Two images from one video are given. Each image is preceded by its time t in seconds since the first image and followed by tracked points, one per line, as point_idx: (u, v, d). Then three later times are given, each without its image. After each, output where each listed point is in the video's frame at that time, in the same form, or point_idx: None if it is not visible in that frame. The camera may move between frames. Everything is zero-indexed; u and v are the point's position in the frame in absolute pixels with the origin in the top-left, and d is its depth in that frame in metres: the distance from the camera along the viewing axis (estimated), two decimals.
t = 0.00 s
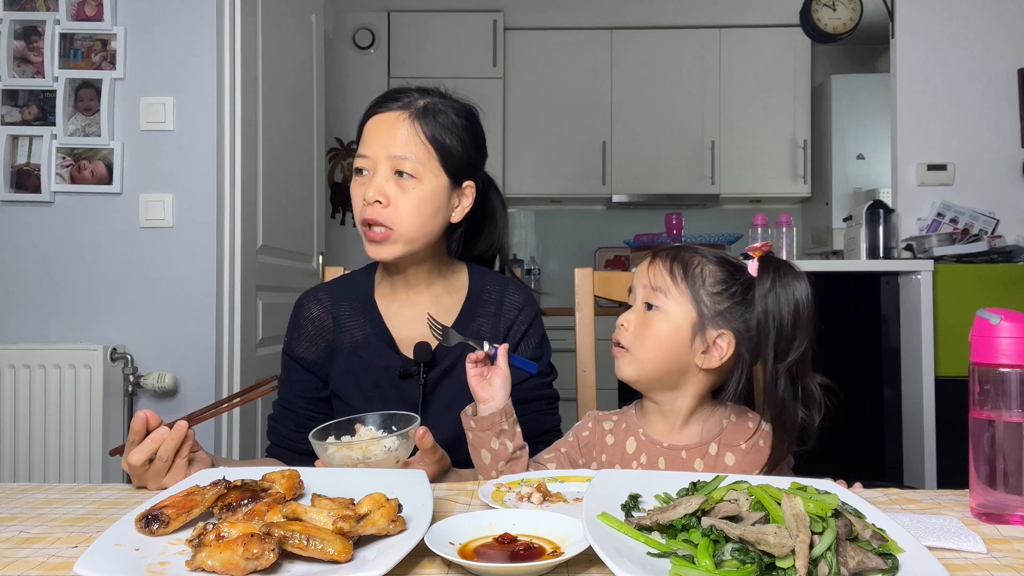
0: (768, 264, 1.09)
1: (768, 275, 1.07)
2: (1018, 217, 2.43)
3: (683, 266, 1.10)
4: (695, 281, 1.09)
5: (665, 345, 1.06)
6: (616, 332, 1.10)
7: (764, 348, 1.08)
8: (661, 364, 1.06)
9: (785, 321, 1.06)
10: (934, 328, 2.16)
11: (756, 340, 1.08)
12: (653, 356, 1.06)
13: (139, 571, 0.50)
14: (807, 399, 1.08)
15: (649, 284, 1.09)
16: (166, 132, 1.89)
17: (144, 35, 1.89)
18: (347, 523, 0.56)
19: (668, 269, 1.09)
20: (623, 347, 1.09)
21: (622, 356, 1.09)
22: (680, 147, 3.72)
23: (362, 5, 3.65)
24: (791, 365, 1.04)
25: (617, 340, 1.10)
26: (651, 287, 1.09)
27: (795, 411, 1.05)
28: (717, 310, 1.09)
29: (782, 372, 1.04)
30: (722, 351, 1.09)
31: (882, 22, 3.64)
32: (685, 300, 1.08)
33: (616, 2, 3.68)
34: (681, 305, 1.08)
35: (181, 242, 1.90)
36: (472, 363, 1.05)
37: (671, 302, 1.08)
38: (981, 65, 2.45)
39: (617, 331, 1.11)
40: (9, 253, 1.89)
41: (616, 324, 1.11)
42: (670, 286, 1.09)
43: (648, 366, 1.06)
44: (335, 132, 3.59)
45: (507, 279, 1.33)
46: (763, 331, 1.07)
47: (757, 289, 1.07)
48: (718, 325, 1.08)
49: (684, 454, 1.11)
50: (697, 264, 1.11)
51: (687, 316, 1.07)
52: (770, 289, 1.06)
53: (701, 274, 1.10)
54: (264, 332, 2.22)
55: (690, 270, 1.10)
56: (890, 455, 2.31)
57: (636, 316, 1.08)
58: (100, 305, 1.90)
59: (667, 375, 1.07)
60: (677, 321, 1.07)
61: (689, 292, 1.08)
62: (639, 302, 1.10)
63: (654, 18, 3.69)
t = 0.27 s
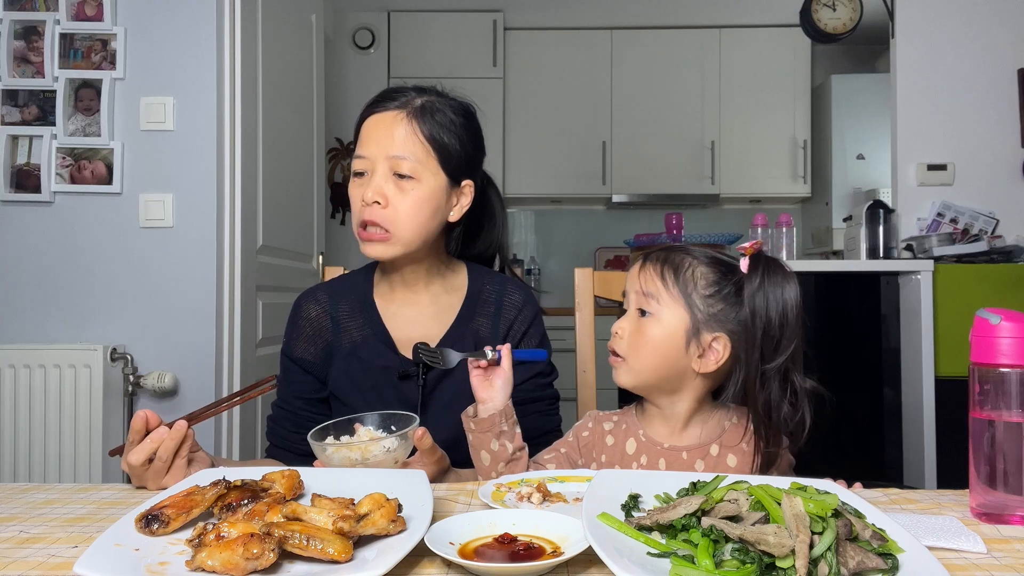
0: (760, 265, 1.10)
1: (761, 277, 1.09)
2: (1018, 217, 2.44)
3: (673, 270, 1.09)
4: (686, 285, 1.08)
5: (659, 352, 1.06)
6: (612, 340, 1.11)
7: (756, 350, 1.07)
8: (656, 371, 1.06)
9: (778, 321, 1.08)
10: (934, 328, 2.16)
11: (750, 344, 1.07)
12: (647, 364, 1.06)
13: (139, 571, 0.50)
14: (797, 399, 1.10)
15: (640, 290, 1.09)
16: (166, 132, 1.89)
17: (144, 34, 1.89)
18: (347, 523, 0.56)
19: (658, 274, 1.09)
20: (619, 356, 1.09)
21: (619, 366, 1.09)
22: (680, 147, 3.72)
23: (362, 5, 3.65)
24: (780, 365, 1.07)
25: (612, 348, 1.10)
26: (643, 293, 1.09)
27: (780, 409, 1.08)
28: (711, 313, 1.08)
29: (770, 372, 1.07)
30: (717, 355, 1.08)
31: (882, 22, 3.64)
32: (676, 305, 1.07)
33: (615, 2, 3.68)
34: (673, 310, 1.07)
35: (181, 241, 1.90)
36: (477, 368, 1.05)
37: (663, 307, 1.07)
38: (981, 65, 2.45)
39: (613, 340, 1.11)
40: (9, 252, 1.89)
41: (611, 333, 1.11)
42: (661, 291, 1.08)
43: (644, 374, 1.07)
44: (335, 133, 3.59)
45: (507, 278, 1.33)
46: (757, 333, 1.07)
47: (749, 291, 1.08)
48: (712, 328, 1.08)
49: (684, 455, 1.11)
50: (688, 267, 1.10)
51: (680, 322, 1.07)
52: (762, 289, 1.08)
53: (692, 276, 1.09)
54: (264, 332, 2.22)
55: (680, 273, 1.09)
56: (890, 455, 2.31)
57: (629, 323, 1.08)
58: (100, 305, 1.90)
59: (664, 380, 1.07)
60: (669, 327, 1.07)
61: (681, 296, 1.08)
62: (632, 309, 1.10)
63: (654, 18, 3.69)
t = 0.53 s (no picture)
0: (742, 260, 1.12)
1: (742, 271, 1.11)
2: (1018, 217, 2.44)
3: (659, 273, 1.09)
4: (673, 287, 1.08)
5: (653, 357, 1.06)
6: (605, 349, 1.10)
7: (743, 346, 1.09)
8: (653, 376, 1.06)
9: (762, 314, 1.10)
10: (934, 328, 2.16)
11: (737, 340, 1.09)
12: (642, 370, 1.06)
13: (139, 571, 0.50)
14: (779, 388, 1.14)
15: (629, 296, 1.09)
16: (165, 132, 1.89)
17: (143, 34, 1.89)
18: (347, 523, 0.56)
19: (644, 278, 1.09)
20: (614, 364, 1.09)
21: (614, 374, 1.09)
22: (680, 147, 3.72)
23: (362, 5, 3.65)
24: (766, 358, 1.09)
25: (606, 357, 1.10)
26: (631, 299, 1.09)
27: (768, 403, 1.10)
28: (701, 313, 1.08)
29: (755, 368, 1.09)
30: (710, 354, 1.08)
31: (882, 22, 3.64)
32: (666, 308, 1.07)
33: (615, 2, 3.68)
34: (663, 314, 1.07)
35: (181, 241, 1.90)
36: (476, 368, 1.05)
37: (654, 311, 1.07)
38: (981, 65, 2.45)
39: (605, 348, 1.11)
40: (9, 253, 1.89)
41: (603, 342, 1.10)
42: (649, 296, 1.08)
43: (639, 380, 1.06)
44: (335, 133, 3.59)
45: (506, 279, 1.33)
46: (743, 328, 1.09)
47: (733, 286, 1.10)
48: (703, 328, 1.08)
49: (684, 454, 1.12)
50: (673, 269, 1.10)
51: (671, 325, 1.07)
52: (745, 284, 1.10)
53: (678, 278, 1.10)
54: (264, 332, 2.22)
55: (667, 275, 1.09)
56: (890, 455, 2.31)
57: (622, 331, 1.08)
58: (100, 305, 1.90)
59: (661, 384, 1.07)
60: (661, 331, 1.06)
61: (669, 299, 1.08)
62: (622, 316, 1.10)
63: (653, 18, 3.69)
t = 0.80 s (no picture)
0: (727, 258, 1.12)
1: (728, 270, 1.11)
2: (1018, 217, 2.44)
3: (647, 278, 1.10)
4: (662, 291, 1.09)
5: (648, 363, 1.06)
6: (601, 358, 1.11)
7: (735, 345, 1.09)
8: (648, 381, 1.06)
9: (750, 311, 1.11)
10: (934, 328, 2.16)
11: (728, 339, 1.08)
12: (637, 375, 1.06)
13: (139, 571, 0.50)
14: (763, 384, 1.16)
15: (619, 304, 1.10)
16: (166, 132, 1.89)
17: (144, 34, 1.89)
18: (347, 523, 0.56)
19: (633, 285, 1.10)
20: (610, 372, 1.09)
21: (611, 382, 1.09)
22: (680, 148, 3.72)
23: (362, 5, 3.65)
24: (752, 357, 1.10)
25: (603, 366, 1.10)
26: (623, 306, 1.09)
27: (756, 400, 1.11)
28: (692, 315, 1.08)
29: (744, 367, 1.10)
30: (705, 355, 1.08)
31: (882, 22, 3.64)
32: (656, 313, 1.07)
33: (616, 2, 3.68)
34: (654, 318, 1.07)
35: (181, 241, 1.90)
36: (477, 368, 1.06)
37: (644, 317, 1.08)
38: (981, 64, 2.45)
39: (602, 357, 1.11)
40: (8, 252, 1.89)
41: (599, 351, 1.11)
42: (639, 302, 1.09)
43: (636, 386, 1.07)
44: (335, 132, 3.59)
45: (505, 278, 1.34)
46: (733, 327, 1.09)
47: (719, 285, 1.10)
48: (696, 329, 1.07)
49: (683, 454, 1.11)
50: (660, 273, 1.10)
51: (663, 329, 1.07)
52: (731, 282, 1.10)
53: (666, 282, 1.10)
54: (264, 332, 2.22)
55: (655, 280, 1.09)
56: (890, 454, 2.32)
57: (615, 339, 1.08)
58: (100, 305, 1.90)
59: (658, 388, 1.07)
60: (654, 336, 1.06)
61: (659, 304, 1.08)
62: (615, 324, 1.11)
63: (654, 18, 3.69)
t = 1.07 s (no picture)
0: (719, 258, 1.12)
1: (721, 270, 1.10)
2: (1018, 217, 2.44)
3: (640, 282, 1.10)
4: (655, 294, 1.09)
5: (644, 368, 1.06)
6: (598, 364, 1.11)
7: (730, 345, 1.09)
8: (646, 386, 1.07)
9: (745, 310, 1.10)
10: (935, 328, 2.16)
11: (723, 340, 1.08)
12: (634, 381, 1.07)
13: (139, 571, 0.50)
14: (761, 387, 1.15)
15: (614, 309, 1.10)
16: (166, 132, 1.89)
17: (144, 34, 1.89)
18: (347, 523, 0.56)
19: (628, 290, 1.10)
20: (607, 378, 1.10)
21: (608, 387, 1.10)
22: (680, 148, 3.72)
23: (362, 5, 3.65)
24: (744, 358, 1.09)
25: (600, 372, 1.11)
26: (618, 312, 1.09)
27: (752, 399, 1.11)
28: (688, 319, 1.08)
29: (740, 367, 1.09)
30: (701, 357, 1.08)
31: (882, 22, 3.64)
32: (652, 318, 1.07)
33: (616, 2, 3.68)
34: (650, 324, 1.07)
35: (181, 241, 1.90)
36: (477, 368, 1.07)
37: (639, 321, 1.08)
38: (981, 64, 2.45)
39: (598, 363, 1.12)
40: (8, 252, 1.89)
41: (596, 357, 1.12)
42: (634, 308, 1.09)
43: (633, 391, 1.07)
44: (335, 133, 3.59)
45: (509, 280, 1.34)
46: (728, 327, 1.08)
47: (712, 286, 1.10)
48: (691, 333, 1.08)
49: (682, 455, 1.12)
50: (653, 276, 1.10)
51: (658, 334, 1.07)
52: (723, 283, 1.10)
53: (660, 285, 1.10)
54: (264, 332, 2.22)
55: (649, 284, 1.09)
56: (890, 455, 2.32)
57: (610, 345, 1.08)
58: (100, 305, 1.90)
59: (656, 392, 1.08)
60: (649, 341, 1.06)
61: (654, 308, 1.08)
62: (610, 329, 1.11)
63: (654, 18, 3.69)
